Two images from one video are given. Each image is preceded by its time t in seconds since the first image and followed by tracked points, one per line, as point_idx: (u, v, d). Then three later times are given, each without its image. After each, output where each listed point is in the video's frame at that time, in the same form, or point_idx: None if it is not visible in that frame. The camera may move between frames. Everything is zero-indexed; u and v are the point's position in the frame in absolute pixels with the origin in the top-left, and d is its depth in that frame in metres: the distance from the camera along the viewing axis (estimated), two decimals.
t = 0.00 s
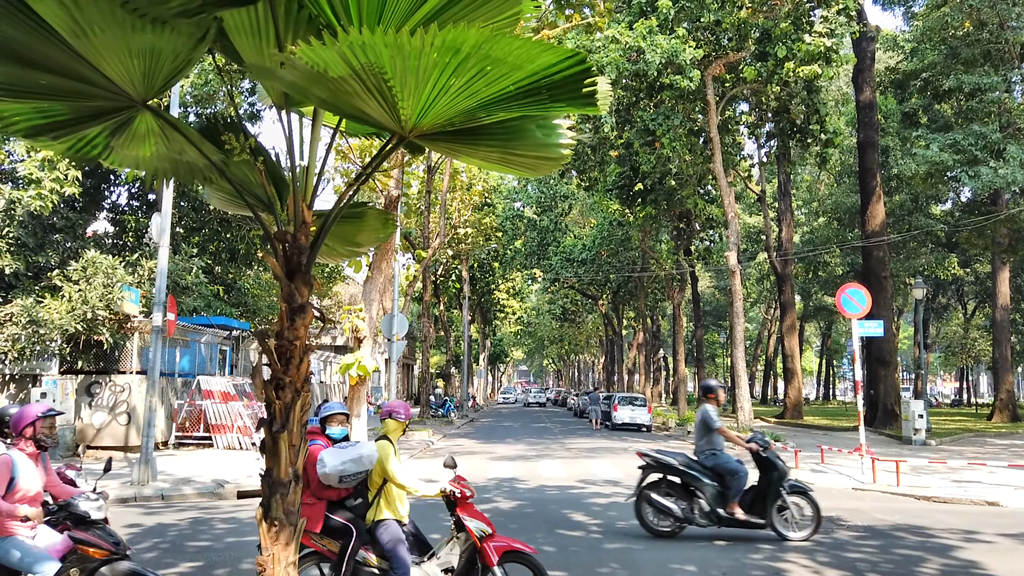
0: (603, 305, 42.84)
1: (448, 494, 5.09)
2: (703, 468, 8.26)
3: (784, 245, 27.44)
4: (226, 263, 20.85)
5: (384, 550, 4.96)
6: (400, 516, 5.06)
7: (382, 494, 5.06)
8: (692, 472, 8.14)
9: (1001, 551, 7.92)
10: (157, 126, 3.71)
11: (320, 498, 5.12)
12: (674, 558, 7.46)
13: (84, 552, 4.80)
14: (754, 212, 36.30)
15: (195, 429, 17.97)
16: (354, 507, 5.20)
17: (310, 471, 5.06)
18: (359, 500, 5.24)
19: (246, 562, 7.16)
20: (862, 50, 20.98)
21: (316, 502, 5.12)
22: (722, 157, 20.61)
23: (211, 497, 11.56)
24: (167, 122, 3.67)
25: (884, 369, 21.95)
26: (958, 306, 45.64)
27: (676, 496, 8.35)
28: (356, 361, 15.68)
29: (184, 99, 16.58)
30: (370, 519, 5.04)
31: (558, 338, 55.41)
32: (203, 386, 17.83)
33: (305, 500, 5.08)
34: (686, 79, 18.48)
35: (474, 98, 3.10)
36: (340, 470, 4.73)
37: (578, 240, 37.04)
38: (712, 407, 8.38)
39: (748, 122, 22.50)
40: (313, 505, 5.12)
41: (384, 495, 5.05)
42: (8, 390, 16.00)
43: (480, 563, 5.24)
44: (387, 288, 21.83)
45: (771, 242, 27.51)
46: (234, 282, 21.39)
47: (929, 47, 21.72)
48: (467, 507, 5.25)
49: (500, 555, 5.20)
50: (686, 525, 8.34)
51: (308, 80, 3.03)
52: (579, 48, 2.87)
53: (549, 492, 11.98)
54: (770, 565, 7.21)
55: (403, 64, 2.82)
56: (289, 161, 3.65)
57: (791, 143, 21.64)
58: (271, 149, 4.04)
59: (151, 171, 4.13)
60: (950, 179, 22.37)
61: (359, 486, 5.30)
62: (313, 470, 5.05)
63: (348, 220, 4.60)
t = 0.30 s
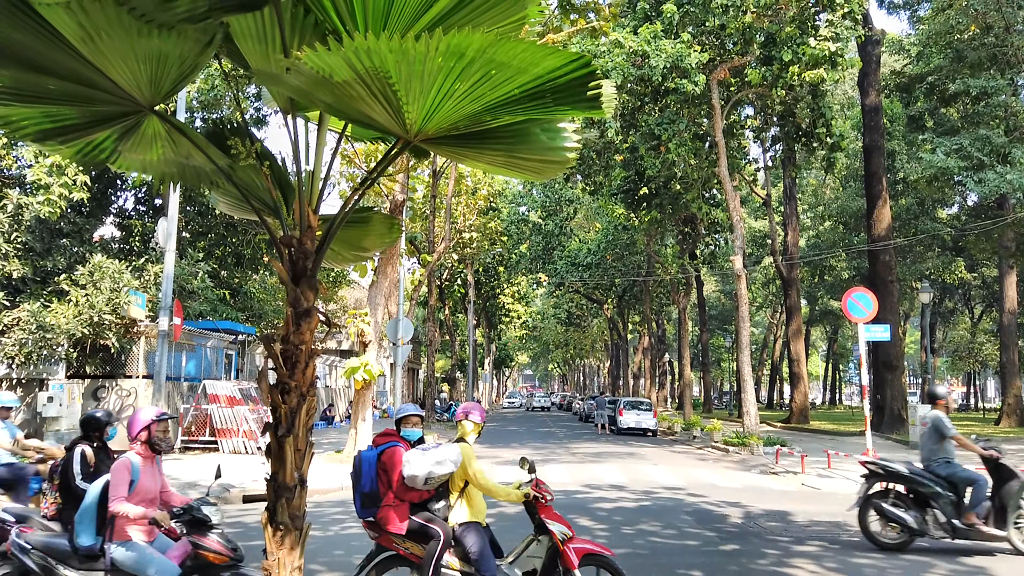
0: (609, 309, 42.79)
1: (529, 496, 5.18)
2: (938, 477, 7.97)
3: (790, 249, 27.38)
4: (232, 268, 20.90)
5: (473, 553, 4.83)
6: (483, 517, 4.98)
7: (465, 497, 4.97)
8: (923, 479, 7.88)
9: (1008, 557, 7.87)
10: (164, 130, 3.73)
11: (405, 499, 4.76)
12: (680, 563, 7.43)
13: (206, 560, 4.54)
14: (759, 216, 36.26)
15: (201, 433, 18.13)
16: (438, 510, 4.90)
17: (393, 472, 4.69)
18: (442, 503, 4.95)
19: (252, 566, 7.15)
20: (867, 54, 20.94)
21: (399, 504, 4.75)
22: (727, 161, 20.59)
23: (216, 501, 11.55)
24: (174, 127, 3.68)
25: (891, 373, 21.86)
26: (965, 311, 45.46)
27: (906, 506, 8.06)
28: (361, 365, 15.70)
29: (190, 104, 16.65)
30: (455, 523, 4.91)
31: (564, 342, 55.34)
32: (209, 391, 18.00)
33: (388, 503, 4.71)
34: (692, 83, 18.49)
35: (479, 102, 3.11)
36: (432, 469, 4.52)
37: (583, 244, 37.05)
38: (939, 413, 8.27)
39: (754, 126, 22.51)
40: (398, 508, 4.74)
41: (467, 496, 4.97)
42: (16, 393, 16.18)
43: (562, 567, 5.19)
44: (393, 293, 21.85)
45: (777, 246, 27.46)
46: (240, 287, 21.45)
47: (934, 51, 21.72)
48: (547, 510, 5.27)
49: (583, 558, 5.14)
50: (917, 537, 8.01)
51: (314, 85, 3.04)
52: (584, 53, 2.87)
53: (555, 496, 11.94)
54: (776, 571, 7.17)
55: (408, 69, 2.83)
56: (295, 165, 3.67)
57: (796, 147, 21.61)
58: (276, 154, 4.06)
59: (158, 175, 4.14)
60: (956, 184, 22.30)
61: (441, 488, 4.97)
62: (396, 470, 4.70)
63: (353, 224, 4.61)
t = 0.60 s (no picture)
0: (614, 314, 42.71)
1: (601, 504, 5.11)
2: None
3: (795, 253, 27.32)
4: (238, 272, 20.93)
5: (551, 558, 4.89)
6: (560, 524, 4.98)
7: (542, 504, 4.95)
8: None
9: (1017, 562, 7.82)
10: (168, 135, 3.73)
11: (483, 506, 4.90)
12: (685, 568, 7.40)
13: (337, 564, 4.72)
14: (764, 220, 36.20)
15: (207, 438, 18.13)
16: (515, 516, 4.93)
17: (470, 478, 4.88)
18: (519, 509, 4.97)
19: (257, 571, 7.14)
20: (873, 57, 20.84)
21: (478, 510, 4.90)
22: (732, 166, 20.56)
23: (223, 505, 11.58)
24: (179, 132, 3.69)
25: (897, 378, 21.77)
26: (971, 314, 45.27)
27: None
28: (365, 370, 15.71)
29: (196, 109, 16.71)
30: (534, 528, 4.91)
31: (569, 347, 55.24)
32: (214, 396, 17.78)
33: (468, 508, 4.88)
34: (696, 87, 18.45)
35: (481, 105, 3.11)
36: (511, 475, 4.62)
37: (587, 249, 37.04)
38: None
39: (759, 130, 22.46)
40: (476, 513, 4.90)
41: (542, 505, 4.95)
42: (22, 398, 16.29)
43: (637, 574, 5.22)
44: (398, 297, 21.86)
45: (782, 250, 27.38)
46: (245, 291, 21.47)
47: (940, 53, 21.65)
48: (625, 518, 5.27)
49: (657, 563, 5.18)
50: None
51: (317, 89, 3.04)
52: (587, 54, 2.87)
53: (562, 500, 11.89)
54: None
55: (411, 72, 2.83)
56: (299, 170, 3.68)
57: (801, 151, 21.56)
58: (280, 159, 4.08)
59: (164, 180, 4.15)
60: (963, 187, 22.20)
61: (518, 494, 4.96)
62: (473, 476, 4.88)
63: (357, 228, 4.62)
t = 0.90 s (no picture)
0: (615, 319, 42.65)
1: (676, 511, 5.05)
2: None
3: (796, 257, 27.30)
4: (239, 276, 20.94)
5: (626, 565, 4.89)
6: (634, 532, 4.99)
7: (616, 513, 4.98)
8: None
9: (1020, 567, 7.79)
10: (169, 139, 3.75)
11: (557, 515, 4.75)
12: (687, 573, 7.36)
13: (483, 573, 4.33)
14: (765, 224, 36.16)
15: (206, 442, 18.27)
16: (589, 523, 4.94)
17: (545, 488, 4.66)
18: (593, 516, 4.97)
19: None
20: (873, 61, 20.83)
21: (552, 518, 4.77)
22: (732, 170, 20.54)
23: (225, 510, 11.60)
24: (179, 136, 3.70)
25: (898, 383, 21.74)
26: (973, 319, 45.23)
27: None
28: (366, 374, 15.71)
29: (196, 114, 16.75)
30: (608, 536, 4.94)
31: (570, 351, 55.17)
32: (216, 400, 17.87)
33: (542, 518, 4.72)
34: (696, 92, 18.44)
35: (482, 112, 3.12)
36: (587, 483, 4.41)
37: (588, 253, 37.03)
38: None
39: (759, 134, 22.45)
40: (550, 523, 4.78)
41: (617, 513, 4.96)
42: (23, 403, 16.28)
43: None
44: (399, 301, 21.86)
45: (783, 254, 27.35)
46: (246, 295, 21.46)
47: (941, 58, 21.67)
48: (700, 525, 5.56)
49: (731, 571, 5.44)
50: None
51: (319, 95, 3.05)
52: (587, 62, 2.88)
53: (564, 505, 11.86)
54: None
55: (411, 79, 2.83)
56: (298, 175, 3.68)
57: (802, 155, 21.53)
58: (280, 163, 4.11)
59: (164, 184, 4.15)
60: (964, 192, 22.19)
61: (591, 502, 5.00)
62: (548, 486, 4.66)
63: (357, 232, 4.63)
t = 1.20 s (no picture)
0: (614, 324, 42.65)
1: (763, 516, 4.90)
2: None
3: (795, 262, 27.31)
4: (238, 281, 20.93)
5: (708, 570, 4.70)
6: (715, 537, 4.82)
7: (694, 516, 4.81)
8: None
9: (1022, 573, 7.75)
10: (167, 143, 3.73)
11: (637, 517, 4.55)
12: None
13: None
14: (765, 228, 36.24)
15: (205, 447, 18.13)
16: (668, 525, 4.67)
17: (623, 488, 4.55)
18: (672, 520, 4.71)
19: None
20: (872, 67, 20.85)
21: (632, 521, 4.55)
22: (732, 174, 20.55)
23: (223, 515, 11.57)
24: (178, 140, 3.69)
25: (899, 387, 21.71)
26: (972, 323, 45.26)
27: None
28: (366, 379, 15.68)
29: (196, 119, 16.75)
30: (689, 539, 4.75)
31: (569, 356, 55.16)
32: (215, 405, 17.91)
33: (622, 519, 4.52)
34: (695, 96, 18.45)
35: (481, 114, 3.11)
36: (669, 484, 4.39)
37: (588, 257, 37.04)
38: None
39: (759, 139, 22.47)
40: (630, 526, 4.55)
41: (698, 516, 4.80)
42: (21, 408, 16.23)
43: None
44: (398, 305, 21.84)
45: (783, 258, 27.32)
46: (246, 300, 21.43)
47: (939, 62, 21.74)
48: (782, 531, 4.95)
49: None
50: None
51: (317, 99, 3.04)
52: (584, 65, 2.88)
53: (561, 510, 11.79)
54: None
55: (410, 82, 2.83)
56: (297, 179, 3.68)
57: (801, 159, 21.53)
58: (279, 168, 4.11)
59: (164, 188, 4.14)
60: (963, 197, 22.23)
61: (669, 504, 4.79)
62: (626, 486, 4.54)
63: (356, 237, 4.63)
